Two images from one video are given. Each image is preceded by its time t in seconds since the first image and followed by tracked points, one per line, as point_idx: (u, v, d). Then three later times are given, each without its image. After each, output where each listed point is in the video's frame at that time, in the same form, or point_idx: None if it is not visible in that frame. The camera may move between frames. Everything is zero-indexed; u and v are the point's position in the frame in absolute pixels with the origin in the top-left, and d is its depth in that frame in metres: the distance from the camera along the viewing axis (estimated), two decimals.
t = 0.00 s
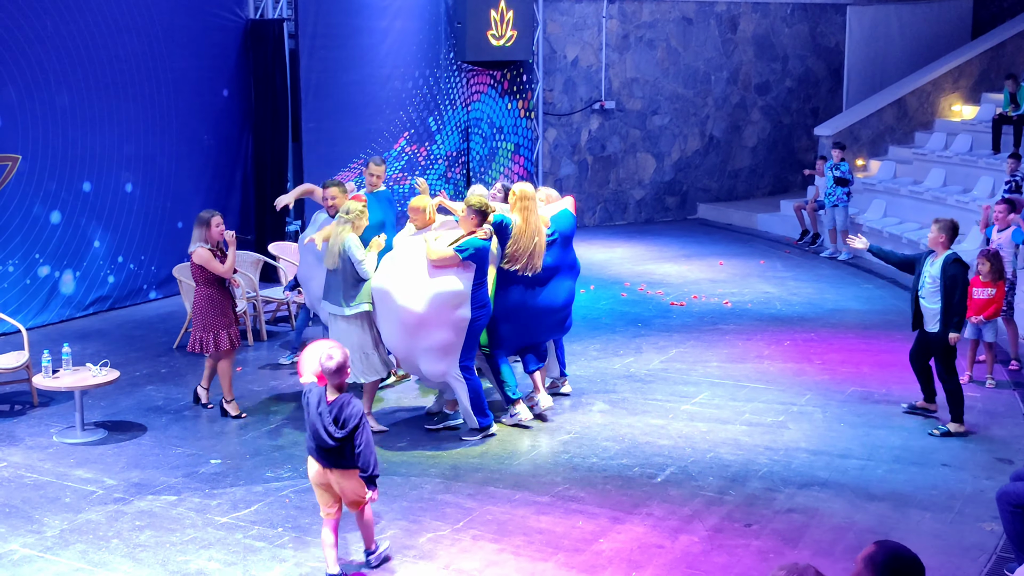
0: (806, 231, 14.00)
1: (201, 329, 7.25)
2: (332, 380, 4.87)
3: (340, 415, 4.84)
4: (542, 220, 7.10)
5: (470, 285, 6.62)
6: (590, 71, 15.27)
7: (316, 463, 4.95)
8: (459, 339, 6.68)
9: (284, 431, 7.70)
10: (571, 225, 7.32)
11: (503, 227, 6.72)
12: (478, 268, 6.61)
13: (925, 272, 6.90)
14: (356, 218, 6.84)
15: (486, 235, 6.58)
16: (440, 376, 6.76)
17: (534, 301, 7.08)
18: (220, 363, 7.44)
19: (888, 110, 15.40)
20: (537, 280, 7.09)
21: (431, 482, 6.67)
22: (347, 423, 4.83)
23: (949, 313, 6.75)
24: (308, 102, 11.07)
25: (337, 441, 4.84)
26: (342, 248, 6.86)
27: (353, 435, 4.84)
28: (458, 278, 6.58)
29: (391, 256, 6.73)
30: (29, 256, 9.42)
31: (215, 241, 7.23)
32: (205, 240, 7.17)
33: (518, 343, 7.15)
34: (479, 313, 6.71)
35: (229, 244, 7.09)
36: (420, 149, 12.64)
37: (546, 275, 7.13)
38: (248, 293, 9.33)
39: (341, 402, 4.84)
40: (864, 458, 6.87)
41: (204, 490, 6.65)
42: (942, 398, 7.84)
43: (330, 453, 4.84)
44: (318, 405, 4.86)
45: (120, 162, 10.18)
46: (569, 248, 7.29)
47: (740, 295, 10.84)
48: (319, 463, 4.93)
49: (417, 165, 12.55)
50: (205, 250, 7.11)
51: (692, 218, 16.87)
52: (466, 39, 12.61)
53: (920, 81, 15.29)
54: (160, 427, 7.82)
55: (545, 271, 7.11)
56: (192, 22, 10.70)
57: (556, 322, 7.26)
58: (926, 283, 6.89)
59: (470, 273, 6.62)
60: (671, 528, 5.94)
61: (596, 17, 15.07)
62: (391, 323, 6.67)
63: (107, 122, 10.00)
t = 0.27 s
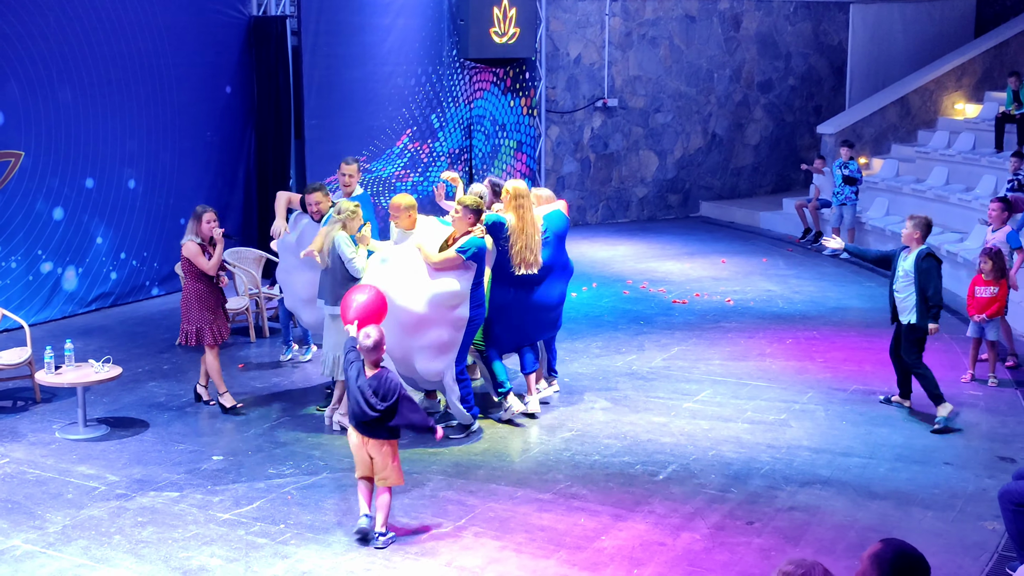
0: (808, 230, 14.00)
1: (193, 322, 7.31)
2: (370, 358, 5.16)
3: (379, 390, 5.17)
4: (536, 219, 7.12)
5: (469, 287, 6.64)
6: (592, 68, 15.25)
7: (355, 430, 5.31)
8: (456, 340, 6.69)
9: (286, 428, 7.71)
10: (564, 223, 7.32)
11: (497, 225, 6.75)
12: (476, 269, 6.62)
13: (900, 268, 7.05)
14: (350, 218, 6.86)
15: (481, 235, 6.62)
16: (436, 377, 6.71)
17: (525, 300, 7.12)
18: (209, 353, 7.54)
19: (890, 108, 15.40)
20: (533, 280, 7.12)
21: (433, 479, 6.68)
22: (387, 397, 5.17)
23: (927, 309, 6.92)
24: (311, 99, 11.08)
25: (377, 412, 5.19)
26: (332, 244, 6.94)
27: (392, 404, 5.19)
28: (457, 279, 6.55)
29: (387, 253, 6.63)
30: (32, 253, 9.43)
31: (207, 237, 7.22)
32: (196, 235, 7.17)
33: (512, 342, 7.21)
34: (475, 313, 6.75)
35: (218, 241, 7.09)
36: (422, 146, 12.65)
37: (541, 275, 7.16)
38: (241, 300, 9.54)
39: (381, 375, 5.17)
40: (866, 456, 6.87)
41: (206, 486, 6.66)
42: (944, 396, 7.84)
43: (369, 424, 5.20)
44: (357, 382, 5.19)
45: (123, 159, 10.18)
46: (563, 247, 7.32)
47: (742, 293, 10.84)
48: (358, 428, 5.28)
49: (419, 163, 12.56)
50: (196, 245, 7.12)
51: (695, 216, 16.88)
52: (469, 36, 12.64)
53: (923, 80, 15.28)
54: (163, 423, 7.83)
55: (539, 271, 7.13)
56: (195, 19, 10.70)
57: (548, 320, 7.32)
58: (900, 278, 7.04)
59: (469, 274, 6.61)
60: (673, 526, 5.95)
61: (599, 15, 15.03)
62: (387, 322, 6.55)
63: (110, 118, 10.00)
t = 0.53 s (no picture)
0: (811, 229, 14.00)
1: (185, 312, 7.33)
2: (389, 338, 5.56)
3: (399, 370, 5.55)
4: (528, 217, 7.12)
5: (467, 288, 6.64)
6: (595, 67, 15.23)
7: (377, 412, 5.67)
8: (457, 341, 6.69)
9: (289, 426, 7.71)
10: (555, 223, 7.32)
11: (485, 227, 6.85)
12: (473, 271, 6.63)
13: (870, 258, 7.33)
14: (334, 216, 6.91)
15: (476, 236, 6.62)
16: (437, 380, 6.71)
17: (519, 298, 7.13)
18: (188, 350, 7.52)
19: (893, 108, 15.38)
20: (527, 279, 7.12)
21: (436, 478, 6.68)
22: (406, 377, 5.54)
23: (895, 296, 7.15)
24: (314, 98, 11.08)
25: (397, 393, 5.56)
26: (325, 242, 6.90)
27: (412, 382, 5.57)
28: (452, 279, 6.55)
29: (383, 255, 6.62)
30: (35, 251, 9.44)
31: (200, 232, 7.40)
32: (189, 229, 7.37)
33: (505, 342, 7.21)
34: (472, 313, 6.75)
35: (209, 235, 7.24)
36: (425, 145, 12.66)
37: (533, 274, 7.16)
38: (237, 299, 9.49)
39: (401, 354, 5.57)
40: (868, 456, 6.88)
41: (209, 485, 6.67)
42: (947, 396, 7.84)
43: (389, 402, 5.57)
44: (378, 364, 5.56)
45: (126, 157, 10.19)
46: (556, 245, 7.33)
47: (745, 292, 10.84)
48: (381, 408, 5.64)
49: (422, 162, 12.56)
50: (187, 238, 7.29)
51: (697, 215, 16.89)
52: (472, 35, 12.64)
53: (926, 80, 15.27)
54: (166, 421, 7.84)
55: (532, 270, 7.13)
56: (198, 17, 10.70)
57: (542, 318, 7.33)
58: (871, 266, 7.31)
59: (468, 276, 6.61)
60: (675, 525, 5.95)
61: (602, 14, 15.00)
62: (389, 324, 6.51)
63: (113, 116, 10.00)
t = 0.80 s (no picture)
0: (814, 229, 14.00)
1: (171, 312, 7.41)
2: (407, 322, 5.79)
3: (413, 353, 5.78)
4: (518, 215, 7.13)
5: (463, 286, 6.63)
6: (597, 67, 15.21)
7: (392, 389, 5.92)
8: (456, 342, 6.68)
9: (290, 425, 7.72)
10: (545, 221, 7.29)
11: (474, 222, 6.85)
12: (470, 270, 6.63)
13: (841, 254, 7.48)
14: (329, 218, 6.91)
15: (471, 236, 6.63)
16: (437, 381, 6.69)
17: (512, 297, 7.12)
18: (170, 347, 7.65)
19: (896, 108, 15.37)
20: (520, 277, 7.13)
21: (438, 477, 6.68)
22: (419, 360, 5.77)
23: (855, 294, 7.36)
24: (316, 98, 11.09)
25: (409, 374, 5.79)
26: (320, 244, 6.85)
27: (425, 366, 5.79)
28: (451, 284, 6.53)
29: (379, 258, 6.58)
30: (37, 250, 9.45)
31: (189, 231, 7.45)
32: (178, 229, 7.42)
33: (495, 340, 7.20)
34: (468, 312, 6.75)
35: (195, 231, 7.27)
36: (427, 144, 12.65)
37: (521, 272, 7.14)
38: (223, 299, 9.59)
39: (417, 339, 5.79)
40: (870, 456, 6.87)
41: (210, 484, 6.67)
42: (949, 396, 7.83)
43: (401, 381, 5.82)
44: (395, 344, 5.81)
45: (128, 156, 10.19)
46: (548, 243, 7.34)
47: (747, 292, 10.84)
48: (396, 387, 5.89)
49: (425, 161, 12.55)
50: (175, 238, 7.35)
51: (700, 214, 16.89)
52: (474, 34, 12.65)
53: (928, 79, 15.25)
54: (167, 420, 7.84)
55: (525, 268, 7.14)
56: (201, 16, 10.70)
57: (536, 318, 7.33)
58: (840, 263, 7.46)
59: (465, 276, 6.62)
60: (677, 525, 5.95)
61: (604, 13, 14.99)
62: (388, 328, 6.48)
63: (115, 115, 10.00)
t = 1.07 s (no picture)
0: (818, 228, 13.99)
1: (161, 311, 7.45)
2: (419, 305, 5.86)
3: (426, 335, 5.84)
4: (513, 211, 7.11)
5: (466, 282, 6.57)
6: (601, 66, 15.20)
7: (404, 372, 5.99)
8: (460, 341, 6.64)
9: (294, 424, 7.72)
10: (543, 219, 7.27)
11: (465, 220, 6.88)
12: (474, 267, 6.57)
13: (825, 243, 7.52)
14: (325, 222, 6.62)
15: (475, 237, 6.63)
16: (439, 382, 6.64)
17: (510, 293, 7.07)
18: (161, 348, 7.67)
19: (901, 107, 15.36)
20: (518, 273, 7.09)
21: (442, 476, 6.68)
22: (432, 343, 5.83)
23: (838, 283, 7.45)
24: (320, 96, 11.09)
25: (422, 357, 5.85)
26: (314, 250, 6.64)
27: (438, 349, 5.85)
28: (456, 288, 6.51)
29: (380, 261, 6.57)
30: (41, 248, 9.46)
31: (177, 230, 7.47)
32: (165, 228, 7.44)
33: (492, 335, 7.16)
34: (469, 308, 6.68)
35: (183, 232, 7.31)
36: (431, 143, 12.65)
37: (521, 267, 7.10)
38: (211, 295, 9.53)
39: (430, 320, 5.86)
40: (874, 456, 6.87)
41: (214, 482, 6.67)
42: (953, 396, 7.82)
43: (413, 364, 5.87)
44: (407, 327, 5.89)
45: (132, 154, 10.19)
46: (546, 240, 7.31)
47: (751, 291, 10.83)
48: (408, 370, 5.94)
49: (429, 160, 12.54)
50: (162, 238, 7.38)
51: (704, 214, 16.89)
52: (478, 32, 12.66)
53: (932, 78, 15.25)
54: (171, 419, 7.84)
55: (522, 263, 7.09)
56: (205, 15, 10.70)
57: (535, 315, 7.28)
58: (825, 253, 7.51)
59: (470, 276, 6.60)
60: (681, 524, 5.95)
61: (609, 12, 14.99)
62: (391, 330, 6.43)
63: (119, 113, 10.01)
